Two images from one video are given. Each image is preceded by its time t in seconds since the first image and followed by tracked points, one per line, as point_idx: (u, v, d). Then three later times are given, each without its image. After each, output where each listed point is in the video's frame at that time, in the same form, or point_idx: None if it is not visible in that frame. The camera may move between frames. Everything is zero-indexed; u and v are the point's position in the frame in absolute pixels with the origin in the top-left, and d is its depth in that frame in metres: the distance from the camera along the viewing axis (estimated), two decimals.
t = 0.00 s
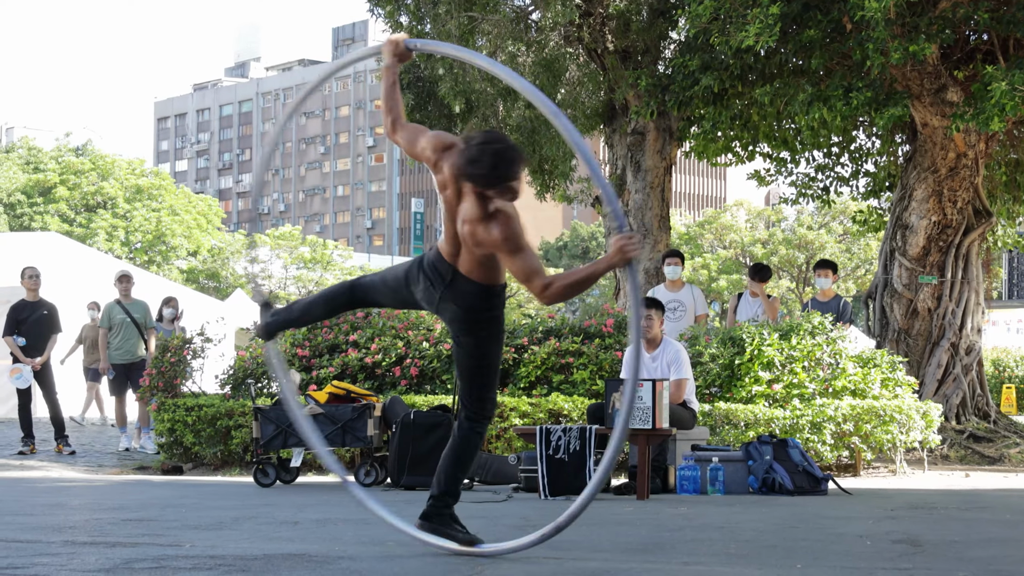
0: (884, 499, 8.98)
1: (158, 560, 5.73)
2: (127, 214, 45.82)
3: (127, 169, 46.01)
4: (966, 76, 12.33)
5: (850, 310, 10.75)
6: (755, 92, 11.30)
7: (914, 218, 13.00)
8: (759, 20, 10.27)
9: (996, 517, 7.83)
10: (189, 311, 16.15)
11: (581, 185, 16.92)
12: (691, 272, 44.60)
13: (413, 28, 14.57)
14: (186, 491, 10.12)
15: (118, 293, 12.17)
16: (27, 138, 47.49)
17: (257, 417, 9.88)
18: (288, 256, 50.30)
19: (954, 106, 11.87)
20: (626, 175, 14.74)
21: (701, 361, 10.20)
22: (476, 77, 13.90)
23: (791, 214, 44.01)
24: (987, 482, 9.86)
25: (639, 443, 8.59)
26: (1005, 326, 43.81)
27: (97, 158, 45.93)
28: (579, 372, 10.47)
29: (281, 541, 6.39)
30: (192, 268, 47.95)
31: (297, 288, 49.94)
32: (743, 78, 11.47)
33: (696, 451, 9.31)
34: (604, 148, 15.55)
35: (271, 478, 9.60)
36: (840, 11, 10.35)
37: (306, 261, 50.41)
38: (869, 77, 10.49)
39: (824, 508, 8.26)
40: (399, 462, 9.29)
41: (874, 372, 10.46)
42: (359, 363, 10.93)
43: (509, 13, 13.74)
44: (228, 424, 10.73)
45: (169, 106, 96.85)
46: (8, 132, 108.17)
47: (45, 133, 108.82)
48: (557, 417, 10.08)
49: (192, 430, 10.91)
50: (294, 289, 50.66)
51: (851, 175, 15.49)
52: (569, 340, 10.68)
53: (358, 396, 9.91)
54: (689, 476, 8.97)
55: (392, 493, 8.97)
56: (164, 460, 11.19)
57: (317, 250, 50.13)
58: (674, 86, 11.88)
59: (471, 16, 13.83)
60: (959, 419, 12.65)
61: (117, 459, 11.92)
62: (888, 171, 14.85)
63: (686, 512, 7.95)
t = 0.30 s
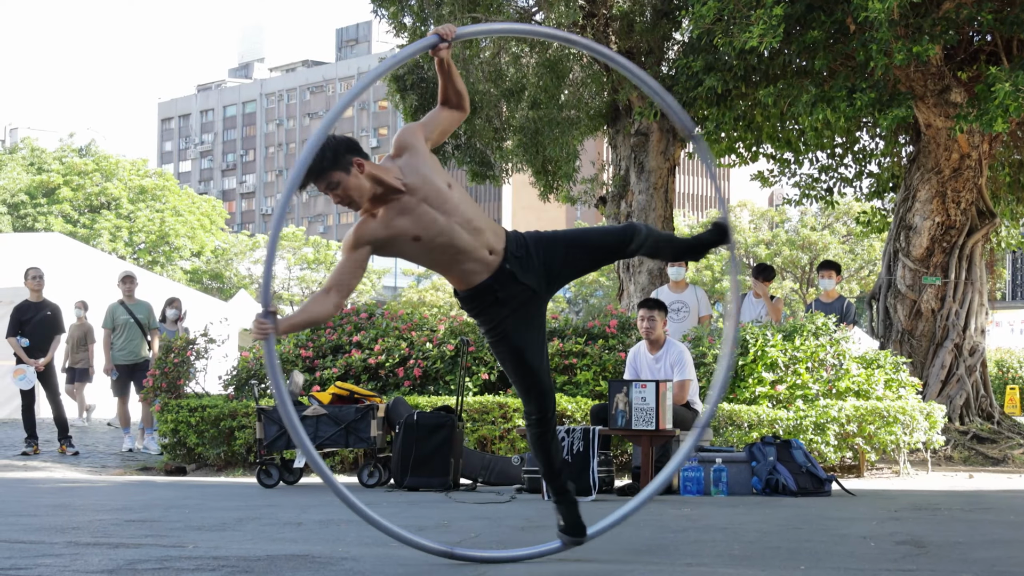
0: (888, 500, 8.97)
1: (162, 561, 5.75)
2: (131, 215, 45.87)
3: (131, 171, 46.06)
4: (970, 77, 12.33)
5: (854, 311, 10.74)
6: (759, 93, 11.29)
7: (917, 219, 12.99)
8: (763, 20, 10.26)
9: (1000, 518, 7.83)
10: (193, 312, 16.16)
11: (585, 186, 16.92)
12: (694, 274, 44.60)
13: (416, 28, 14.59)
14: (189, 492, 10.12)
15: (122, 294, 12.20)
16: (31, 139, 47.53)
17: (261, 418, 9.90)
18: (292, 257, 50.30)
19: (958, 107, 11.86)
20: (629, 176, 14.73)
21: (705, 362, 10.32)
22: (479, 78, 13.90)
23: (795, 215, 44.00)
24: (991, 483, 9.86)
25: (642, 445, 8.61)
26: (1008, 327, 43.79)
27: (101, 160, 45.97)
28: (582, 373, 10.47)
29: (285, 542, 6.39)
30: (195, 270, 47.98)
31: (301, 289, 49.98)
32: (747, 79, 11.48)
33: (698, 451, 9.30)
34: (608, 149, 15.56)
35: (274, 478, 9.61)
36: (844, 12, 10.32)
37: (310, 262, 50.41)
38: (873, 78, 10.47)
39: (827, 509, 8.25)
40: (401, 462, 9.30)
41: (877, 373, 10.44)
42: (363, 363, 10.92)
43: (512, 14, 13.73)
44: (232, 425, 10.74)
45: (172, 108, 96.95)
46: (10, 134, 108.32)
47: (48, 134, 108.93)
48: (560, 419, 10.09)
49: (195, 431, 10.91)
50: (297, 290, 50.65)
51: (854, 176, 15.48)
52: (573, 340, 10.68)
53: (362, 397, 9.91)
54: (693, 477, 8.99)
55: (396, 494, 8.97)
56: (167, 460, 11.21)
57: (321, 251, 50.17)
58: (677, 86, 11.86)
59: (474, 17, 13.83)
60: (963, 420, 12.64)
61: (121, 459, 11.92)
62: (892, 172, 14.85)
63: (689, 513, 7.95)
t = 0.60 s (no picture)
0: (889, 503, 8.97)
1: (163, 562, 5.74)
2: (132, 217, 45.89)
3: (132, 173, 46.08)
4: (970, 80, 12.34)
5: (855, 313, 10.74)
6: (761, 94, 11.30)
7: (918, 221, 13.00)
8: (765, 23, 10.26)
9: (1001, 521, 7.83)
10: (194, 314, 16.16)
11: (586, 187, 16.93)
12: (694, 277, 44.61)
13: (418, 31, 14.62)
14: (189, 494, 10.12)
15: (123, 296, 12.15)
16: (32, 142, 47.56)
17: (262, 420, 9.85)
18: (293, 259, 50.27)
19: (959, 109, 11.88)
20: (631, 178, 14.75)
21: (706, 364, 10.28)
22: (481, 79, 13.92)
23: (796, 218, 44.02)
24: (992, 485, 9.86)
25: (642, 448, 8.60)
26: (1008, 329, 43.80)
27: (102, 162, 45.99)
28: (583, 375, 10.48)
29: (286, 544, 6.39)
30: (196, 272, 48.02)
31: (301, 292, 49.98)
32: (749, 80, 11.49)
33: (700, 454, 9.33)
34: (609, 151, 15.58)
35: (275, 480, 9.61)
36: (845, 14, 10.29)
37: (310, 264, 50.43)
38: (874, 80, 10.47)
39: (828, 511, 8.26)
40: (402, 465, 9.29)
41: (878, 375, 10.45)
42: (364, 365, 10.91)
43: (514, 17, 13.74)
44: (232, 427, 10.74)
45: (173, 111, 97.02)
46: (10, 136, 108.39)
47: (48, 137, 108.88)
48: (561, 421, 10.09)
49: (196, 433, 10.91)
50: (298, 292, 50.63)
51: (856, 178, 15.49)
52: (574, 343, 10.69)
53: (363, 400, 9.89)
54: (695, 479, 9.07)
55: (396, 497, 8.98)
56: (168, 462, 11.21)
57: (321, 254, 50.21)
58: (679, 88, 11.85)
59: (476, 19, 13.90)
60: (964, 421, 12.65)
61: (122, 461, 11.93)
62: (893, 174, 14.87)
63: (690, 516, 7.96)
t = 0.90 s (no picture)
0: (891, 504, 8.96)
1: (164, 563, 5.74)
2: (134, 217, 45.90)
3: (133, 174, 46.08)
4: (972, 81, 12.33)
5: (856, 314, 10.73)
6: (762, 96, 11.30)
7: (919, 223, 13.00)
8: (766, 24, 10.26)
9: (1001, 522, 7.82)
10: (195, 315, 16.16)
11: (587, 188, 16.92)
12: (696, 278, 44.60)
13: (420, 32, 14.61)
14: (191, 494, 10.12)
15: (124, 297, 12.14)
16: (33, 143, 47.56)
17: (264, 421, 9.91)
18: (294, 260, 50.26)
19: (961, 110, 11.86)
20: (632, 179, 14.75)
21: (707, 365, 10.27)
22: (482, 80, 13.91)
23: (797, 219, 43.99)
24: (993, 487, 9.85)
25: (643, 448, 8.60)
26: (1009, 331, 43.75)
27: (104, 163, 46.00)
28: (585, 376, 10.47)
29: (287, 546, 6.39)
30: (197, 273, 48.05)
31: (303, 292, 49.95)
32: (749, 82, 11.47)
33: (701, 455, 9.32)
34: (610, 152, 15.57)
35: (276, 481, 9.61)
36: (847, 15, 10.27)
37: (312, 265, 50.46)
38: (875, 81, 10.45)
39: (829, 512, 8.25)
40: (404, 466, 9.30)
41: (879, 377, 10.44)
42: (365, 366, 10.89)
43: (515, 17, 13.72)
44: (233, 428, 10.75)
45: (175, 112, 97.12)
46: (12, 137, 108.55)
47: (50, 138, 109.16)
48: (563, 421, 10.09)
49: (198, 434, 10.92)
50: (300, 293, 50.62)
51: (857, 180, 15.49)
52: (575, 344, 10.69)
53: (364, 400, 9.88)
54: (695, 481, 9.08)
55: (398, 498, 8.98)
56: (170, 463, 11.20)
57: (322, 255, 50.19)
58: (680, 89, 11.83)
59: (477, 20, 13.89)
60: (965, 423, 12.63)
61: (122, 462, 11.93)
62: (894, 176, 14.86)
63: (691, 517, 7.95)
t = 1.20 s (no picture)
0: (897, 507, 8.95)
1: (170, 565, 5.73)
2: (139, 219, 45.98)
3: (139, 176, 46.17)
4: (978, 82, 12.30)
5: (861, 316, 10.71)
6: (766, 98, 11.26)
7: (925, 224, 12.98)
8: (771, 25, 10.22)
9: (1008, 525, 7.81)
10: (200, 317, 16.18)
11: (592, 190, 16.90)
12: (701, 279, 44.58)
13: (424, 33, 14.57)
14: (197, 496, 10.14)
15: (130, 299, 12.19)
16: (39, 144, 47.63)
17: (268, 423, 9.86)
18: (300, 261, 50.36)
19: (967, 111, 11.83)
20: (637, 181, 14.73)
21: (712, 367, 10.15)
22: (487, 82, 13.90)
23: (802, 219, 43.92)
24: (1000, 489, 9.83)
25: (648, 450, 8.59)
26: (1015, 332, 43.66)
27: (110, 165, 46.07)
28: (590, 378, 10.47)
29: (292, 548, 6.39)
30: (203, 274, 48.10)
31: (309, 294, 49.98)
32: (754, 83, 11.43)
33: (706, 457, 9.30)
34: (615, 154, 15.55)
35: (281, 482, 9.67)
36: (852, 16, 10.23)
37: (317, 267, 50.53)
38: (881, 83, 10.42)
39: (836, 514, 8.25)
40: (409, 468, 9.31)
41: (885, 379, 10.43)
42: (370, 368, 10.89)
43: (520, 19, 13.65)
44: (239, 430, 10.75)
45: (180, 112, 97.26)
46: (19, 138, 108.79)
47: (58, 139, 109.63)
48: (568, 423, 10.09)
49: (204, 436, 10.93)
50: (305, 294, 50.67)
51: (861, 181, 15.45)
52: (580, 345, 10.68)
53: (369, 402, 9.89)
54: (700, 483, 8.98)
55: (403, 499, 8.98)
56: (175, 465, 11.21)
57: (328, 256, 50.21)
58: (684, 91, 11.80)
59: (482, 21, 13.78)
60: (970, 425, 12.59)
61: (128, 463, 11.94)
62: (900, 177, 14.82)
63: (697, 519, 7.95)
